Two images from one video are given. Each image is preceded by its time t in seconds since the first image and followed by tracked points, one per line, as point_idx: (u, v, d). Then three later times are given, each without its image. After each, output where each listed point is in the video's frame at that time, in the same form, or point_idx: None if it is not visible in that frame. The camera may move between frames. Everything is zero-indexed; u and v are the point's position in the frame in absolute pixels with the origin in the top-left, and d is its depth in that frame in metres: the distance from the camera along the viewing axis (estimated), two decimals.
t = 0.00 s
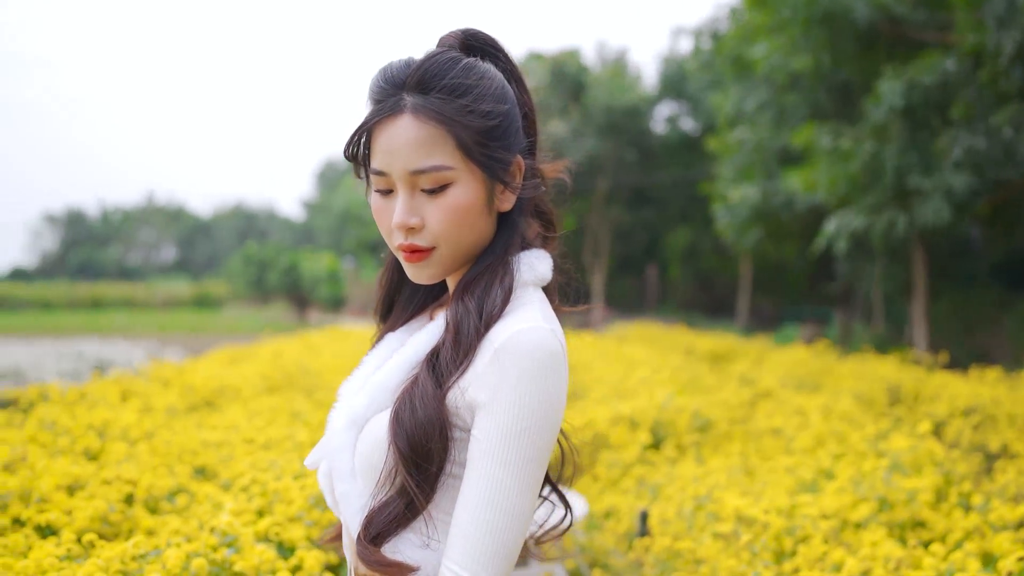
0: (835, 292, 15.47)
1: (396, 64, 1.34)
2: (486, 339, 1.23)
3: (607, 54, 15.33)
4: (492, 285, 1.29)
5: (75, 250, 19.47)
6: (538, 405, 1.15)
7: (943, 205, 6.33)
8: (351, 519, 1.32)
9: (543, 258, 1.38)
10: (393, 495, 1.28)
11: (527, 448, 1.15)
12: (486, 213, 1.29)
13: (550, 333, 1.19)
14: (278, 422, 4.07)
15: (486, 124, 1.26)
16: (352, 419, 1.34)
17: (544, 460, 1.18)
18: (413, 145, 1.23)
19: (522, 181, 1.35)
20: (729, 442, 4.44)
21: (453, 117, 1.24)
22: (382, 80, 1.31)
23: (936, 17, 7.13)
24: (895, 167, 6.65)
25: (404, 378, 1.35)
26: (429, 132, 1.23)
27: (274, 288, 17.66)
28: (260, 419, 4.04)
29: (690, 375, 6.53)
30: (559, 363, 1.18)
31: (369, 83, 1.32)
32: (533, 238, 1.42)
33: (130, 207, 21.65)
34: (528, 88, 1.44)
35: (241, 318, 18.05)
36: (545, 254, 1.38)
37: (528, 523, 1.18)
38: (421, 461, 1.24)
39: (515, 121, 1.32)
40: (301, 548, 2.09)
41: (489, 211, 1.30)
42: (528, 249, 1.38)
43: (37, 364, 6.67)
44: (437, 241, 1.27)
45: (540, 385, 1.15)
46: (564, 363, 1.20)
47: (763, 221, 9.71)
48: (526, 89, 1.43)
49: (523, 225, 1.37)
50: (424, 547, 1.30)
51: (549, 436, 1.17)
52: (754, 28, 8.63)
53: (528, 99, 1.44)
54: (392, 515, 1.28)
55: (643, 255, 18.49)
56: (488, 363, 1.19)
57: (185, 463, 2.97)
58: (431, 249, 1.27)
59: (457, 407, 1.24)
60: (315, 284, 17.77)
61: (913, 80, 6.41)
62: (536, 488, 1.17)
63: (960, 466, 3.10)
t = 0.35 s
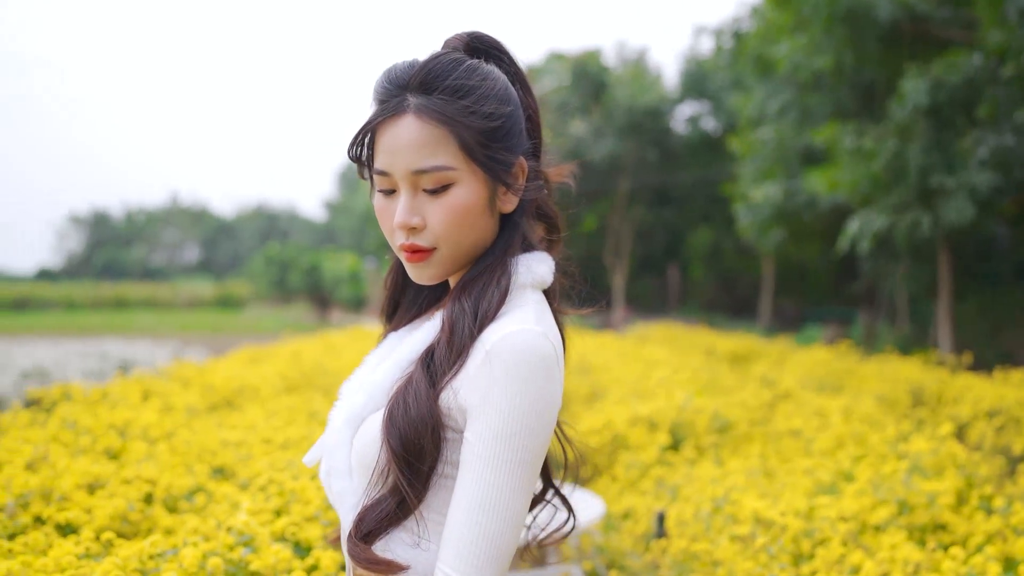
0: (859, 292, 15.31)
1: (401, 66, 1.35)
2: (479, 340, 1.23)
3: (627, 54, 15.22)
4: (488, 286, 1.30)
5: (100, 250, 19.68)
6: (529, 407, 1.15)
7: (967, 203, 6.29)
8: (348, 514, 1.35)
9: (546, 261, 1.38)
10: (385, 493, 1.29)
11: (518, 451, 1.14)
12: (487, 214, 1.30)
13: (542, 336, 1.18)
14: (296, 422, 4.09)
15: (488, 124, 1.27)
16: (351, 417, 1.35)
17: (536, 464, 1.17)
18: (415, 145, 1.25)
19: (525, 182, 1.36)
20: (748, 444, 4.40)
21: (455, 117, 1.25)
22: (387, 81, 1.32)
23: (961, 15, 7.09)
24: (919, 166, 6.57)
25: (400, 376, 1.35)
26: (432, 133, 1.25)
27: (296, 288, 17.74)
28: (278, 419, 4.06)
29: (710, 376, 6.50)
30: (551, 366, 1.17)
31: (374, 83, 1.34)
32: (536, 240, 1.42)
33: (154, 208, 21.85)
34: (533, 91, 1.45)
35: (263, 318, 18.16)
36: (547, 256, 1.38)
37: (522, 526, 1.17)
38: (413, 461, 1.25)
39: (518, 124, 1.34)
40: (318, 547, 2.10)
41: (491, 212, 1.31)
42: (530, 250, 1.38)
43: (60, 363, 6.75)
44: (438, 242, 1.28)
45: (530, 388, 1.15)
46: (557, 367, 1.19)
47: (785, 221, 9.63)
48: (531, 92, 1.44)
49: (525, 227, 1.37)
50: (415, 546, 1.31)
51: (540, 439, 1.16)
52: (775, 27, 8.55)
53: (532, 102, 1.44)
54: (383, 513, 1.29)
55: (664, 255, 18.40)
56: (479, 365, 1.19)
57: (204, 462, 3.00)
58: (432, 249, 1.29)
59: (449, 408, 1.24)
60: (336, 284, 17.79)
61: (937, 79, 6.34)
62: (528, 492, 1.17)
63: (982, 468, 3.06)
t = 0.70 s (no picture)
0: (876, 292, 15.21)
1: (412, 66, 1.36)
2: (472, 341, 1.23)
3: (642, 54, 15.18)
4: (486, 287, 1.30)
5: (119, 251, 19.87)
6: (519, 410, 1.15)
7: (986, 203, 6.24)
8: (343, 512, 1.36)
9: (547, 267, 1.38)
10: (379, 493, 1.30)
11: (509, 454, 1.14)
12: (491, 215, 1.30)
13: (533, 340, 1.18)
14: (310, 422, 4.11)
15: (495, 125, 1.28)
16: (350, 415, 1.36)
17: (529, 467, 1.17)
18: (422, 142, 1.26)
19: (530, 187, 1.36)
20: (763, 446, 4.38)
21: (463, 117, 1.26)
22: (397, 79, 1.33)
23: (979, 14, 7.02)
24: (937, 167, 6.51)
25: (397, 375, 1.36)
26: (439, 132, 1.25)
27: (313, 288, 17.78)
28: (292, 419, 4.08)
29: (724, 377, 6.47)
30: (543, 369, 1.17)
31: (384, 81, 1.35)
32: (539, 245, 1.42)
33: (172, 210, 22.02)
34: (544, 98, 1.45)
35: (280, 318, 18.22)
36: (548, 259, 1.38)
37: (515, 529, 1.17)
38: (404, 461, 1.25)
39: (526, 128, 1.34)
40: (329, 548, 2.12)
41: (495, 214, 1.31)
42: (531, 253, 1.38)
43: (78, 362, 6.82)
44: (440, 241, 1.29)
45: (522, 391, 1.15)
46: (550, 371, 1.18)
47: (802, 221, 9.58)
48: (541, 98, 1.44)
49: (527, 230, 1.37)
50: (407, 545, 1.31)
51: (533, 443, 1.16)
52: (792, 26, 8.49)
53: (541, 108, 1.45)
54: (375, 513, 1.29)
55: (679, 255, 18.32)
56: (471, 367, 1.19)
57: (219, 462, 3.01)
58: (433, 247, 1.29)
59: (442, 409, 1.24)
60: (352, 284, 17.77)
61: (956, 78, 6.27)
62: (521, 494, 1.17)
63: (999, 472, 3.03)
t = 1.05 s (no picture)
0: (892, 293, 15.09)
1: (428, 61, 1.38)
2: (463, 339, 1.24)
3: (657, 53, 15.19)
4: (480, 286, 1.31)
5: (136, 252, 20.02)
6: (507, 407, 1.14)
7: (1003, 203, 6.18)
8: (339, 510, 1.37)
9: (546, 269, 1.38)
10: (372, 490, 1.30)
11: (498, 451, 1.14)
12: (491, 211, 1.31)
13: (519, 339, 1.18)
14: (322, 423, 4.12)
15: (504, 122, 1.29)
16: (348, 416, 1.39)
17: (518, 466, 1.16)
18: (431, 131, 1.27)
19: (533, 188, 1.37)
20: (776, 447, 4.35)
21: (473, 111, 1.27)
22: (412, 71, 1.35)
23: (997, 11, 6.98)
24: (953, 166, 6.45)
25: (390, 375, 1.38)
26: (447, 123, 1.27)
27: (329, 289, 17.83)
28: (305, 420, 4.09)
29: (738, 377, 6.45)
30: (532, 368, 1.17)
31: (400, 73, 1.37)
32: (538, 248, 1.42)
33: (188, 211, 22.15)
34: (556, 106, 1.46)
35: (296, 318, 18.28)
36: (547, 261, 1.38)
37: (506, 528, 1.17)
38: (396, 457, 1.26)
39: (534, 131, 1.35)
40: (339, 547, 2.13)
41: (495, 211, 1.32)
42: (529, 254, 1.38)
43: (94, 362, 6.88)
44: (438, 232, 1.29)
45: (510, 389, 1.15)
46: (539, 371, 1.18)
47: (818, 221, 9.53)
48: (553, 105, 1.45)
49: (526, 233, 1.38)
50: (399, 543, 1.30)
51: (522, 441, 1.16)
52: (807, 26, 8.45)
53: (552, 115, 1.45)
54: (368, 509, 1.29)
55: (694, 255, 18.25)
56: (459, 366, 1.19)
57: (232, 462, 3.03)
58: (431, 238, 1.29)
59: (434, 407, 1.25)
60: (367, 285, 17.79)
61: (972, 77, 6.22)
62: (512, 493, 1.17)
63: (1015, 474, 3.00)
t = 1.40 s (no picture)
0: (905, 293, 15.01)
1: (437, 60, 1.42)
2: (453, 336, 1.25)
3: (668, 53, 15.19)
4: (473, 284, 1.32)
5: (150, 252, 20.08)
6: (494, 403, 1.15)
7: (1017, 201, 6.18)
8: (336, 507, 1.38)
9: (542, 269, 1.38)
10: (365, 486, 1.30)
11: (487, 446, 1.15)
12: (487, 207, 1.32)
13: (507, 336, 1.18)
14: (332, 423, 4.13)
15: (505, 120, 1.31)
16: (346, 415, 1.41)
17: (508, 463, 1.16)
18: (432, 124, 1.30)
19: (532, 187, 1.38)
20: (786, 448, 4.33)
21: (475, 106, 1.30)
22: (420, 68, 1.39)
23: (1010, 11, 6.93)
24: (965, 166, 6.41)
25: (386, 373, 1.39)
26: (450, 116, 1.30)
27: (341, 289, 17.86)
28: (314, 420, 4.11)
29: (747, 378, 6.43)
30: (518, 363, 1.17)
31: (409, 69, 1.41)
32: (534, 249, 1.43)
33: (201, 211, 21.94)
34: (561, 113, 1.48)
35: (309, 318, 18.32)
36: (542, 260, 1.38)
37: (499, 526, 1.17)
38: (389, 453, 1.26)
39: (535, 133, 1.38)
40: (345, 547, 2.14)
41: (492, 208, 1.33)
42: (524, 253, 1.39)
43: (107, 362, 6.91)
44: (433, 224, 1.31)
45: (497, 385, 1.15)
46: (528, 365, 1.18)
47: (830, 221, 9.50)
48: (559, 111, 1.47)
49: (523, 233, 1.38)
50: (393, 540, 1.29)
51: (511, 438, 1.16)
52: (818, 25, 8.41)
53: (558, 122, 1.47)
54: (362, 506, 1.29)
55: (705, 255, 18.20)
56: (448, 362, 1.20)
57: (241, 463, 3.05)
58: (426, 230, 1.31)
59: (426, 403, 1.26)
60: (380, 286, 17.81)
61: (984, 77, 6.17)
62: (503, 490, 1.17)
63: None
